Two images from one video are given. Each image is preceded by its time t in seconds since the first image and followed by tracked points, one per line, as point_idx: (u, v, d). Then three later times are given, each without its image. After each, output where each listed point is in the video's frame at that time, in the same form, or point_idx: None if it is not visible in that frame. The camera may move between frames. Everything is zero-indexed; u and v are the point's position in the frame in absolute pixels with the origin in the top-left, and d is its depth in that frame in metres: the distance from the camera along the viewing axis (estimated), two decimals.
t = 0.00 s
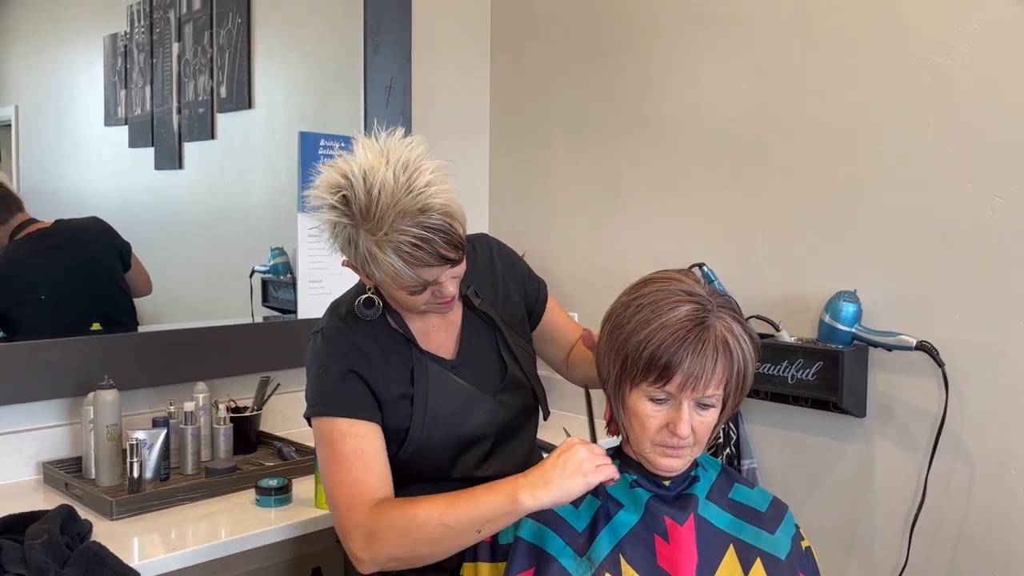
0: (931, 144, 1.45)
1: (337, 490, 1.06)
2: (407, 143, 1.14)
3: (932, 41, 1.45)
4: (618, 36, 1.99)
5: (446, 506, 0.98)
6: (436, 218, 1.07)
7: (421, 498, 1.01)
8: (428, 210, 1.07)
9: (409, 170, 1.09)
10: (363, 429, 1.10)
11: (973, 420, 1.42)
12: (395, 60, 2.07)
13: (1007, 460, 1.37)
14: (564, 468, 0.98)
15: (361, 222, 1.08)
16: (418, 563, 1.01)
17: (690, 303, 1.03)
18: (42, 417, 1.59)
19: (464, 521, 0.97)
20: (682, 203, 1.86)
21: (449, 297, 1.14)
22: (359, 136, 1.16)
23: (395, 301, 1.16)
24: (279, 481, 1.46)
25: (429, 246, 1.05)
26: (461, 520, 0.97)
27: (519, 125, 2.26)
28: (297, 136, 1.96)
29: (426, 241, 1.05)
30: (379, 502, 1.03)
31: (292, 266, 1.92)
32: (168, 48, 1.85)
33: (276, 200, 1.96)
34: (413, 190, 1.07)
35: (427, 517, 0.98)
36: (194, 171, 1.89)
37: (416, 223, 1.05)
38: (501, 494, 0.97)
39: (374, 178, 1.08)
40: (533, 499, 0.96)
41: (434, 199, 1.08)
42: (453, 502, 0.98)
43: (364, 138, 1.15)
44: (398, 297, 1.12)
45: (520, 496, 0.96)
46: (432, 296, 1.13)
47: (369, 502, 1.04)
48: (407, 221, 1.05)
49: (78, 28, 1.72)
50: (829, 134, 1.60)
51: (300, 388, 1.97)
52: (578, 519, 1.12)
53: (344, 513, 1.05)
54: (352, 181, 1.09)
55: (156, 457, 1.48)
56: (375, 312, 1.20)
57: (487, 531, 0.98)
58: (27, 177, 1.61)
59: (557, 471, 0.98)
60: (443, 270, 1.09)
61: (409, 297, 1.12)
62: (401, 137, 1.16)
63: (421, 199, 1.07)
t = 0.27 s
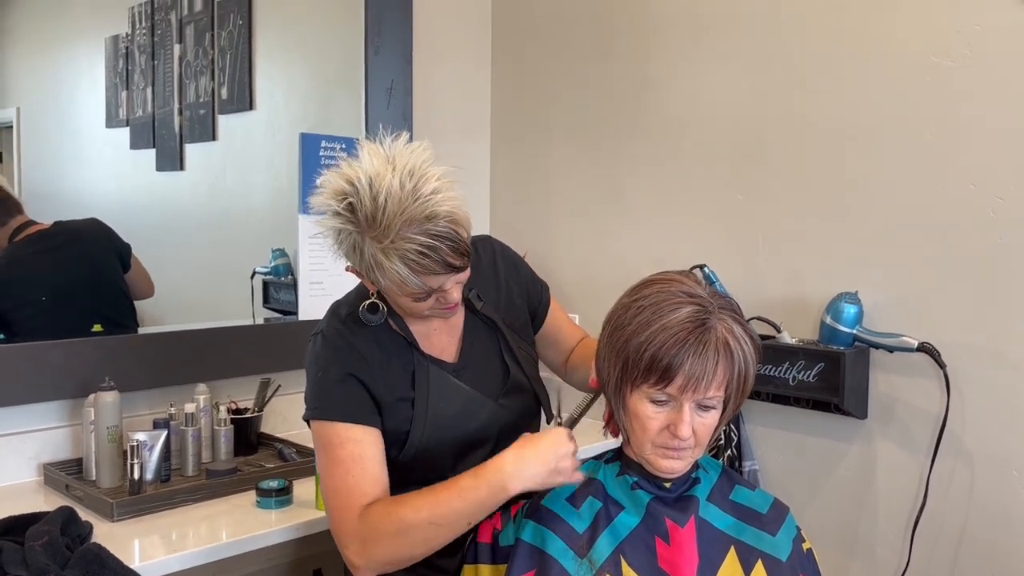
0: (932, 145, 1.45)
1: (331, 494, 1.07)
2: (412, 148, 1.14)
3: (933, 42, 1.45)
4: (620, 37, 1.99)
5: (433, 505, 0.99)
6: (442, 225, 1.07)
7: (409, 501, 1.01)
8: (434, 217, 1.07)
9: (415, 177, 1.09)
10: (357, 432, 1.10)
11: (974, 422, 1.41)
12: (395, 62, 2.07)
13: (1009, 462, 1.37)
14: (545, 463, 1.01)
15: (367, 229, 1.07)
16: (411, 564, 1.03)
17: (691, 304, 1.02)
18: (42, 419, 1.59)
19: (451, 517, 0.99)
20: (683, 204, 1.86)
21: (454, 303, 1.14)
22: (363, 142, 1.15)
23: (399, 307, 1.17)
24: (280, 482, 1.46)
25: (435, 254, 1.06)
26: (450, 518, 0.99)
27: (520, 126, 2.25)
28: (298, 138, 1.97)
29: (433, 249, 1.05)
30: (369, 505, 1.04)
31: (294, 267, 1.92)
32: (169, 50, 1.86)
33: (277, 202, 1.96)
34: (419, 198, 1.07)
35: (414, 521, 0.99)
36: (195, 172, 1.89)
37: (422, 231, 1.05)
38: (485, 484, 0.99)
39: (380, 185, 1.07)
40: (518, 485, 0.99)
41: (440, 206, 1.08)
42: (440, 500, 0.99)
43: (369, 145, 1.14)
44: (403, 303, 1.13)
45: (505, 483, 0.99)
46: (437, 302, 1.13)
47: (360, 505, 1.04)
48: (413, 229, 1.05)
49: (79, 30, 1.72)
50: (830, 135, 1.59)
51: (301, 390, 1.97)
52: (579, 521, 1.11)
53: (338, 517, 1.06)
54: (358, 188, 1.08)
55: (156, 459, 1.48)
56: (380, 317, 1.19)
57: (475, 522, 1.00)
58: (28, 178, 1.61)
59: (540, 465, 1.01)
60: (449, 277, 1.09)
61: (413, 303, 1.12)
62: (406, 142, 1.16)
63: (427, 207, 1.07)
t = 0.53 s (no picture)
0: (932, 145, 1.45)
1: (327, 485, 1.06)
2: (412, 148, 1.14)
3: (933, 42, 1.44)
4: (620, 37, 1.99)
5: (433, 513, 0.99)
6: (443, 226, 1.07)
7: (409, 500, 1.01)
8: (435, 217, 1.07)
9: (416, 177, 1.09)
10: (356, 427, 1.10)
11: (975, 422, 1.41)
12: (396, 62, 2.07)
13: (1009, 462, 1.37)
14: (552, 491, 1.00)
15: (368, 230, 1.07)
16: (402, 564, 1.02)
17: (688, 304, 1.02)
18: (42, 420, 1.59)
19: (450, 530, 0.98)
20: (683, 205, 1.86)
21: (455, 303, 1.14)
22: (364, 142, 1.15)
23: (400, 308, 1.17)
24: (280, 483, 1.46)
25: (436, 254, 1.06)
26: (447, 531, 0.98)
27: (520, 127, 2.25)
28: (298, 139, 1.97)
29: (433, 249, 1.05)
30: (367, 502, 1.04)
31: (294, 268, 1.92)
32: (170, 51, 1.86)
33: (277, 203, 1.96)
34: (420, 198, 1.07)
35: (412, 523, 0.99)
36: (196, 173, 1.89)
37: (423, 231, 1.05)
38: (489, 503, 0.97)
39: (381, 185, 1.07)
40: (522, 515, 0.98)
41: (441, 206, 1.08)
42: (440, 509, 0.99)
43: (369, 145, 1.14)
44: (403, 303, 1.13)
45: (510, 508, 0.97)
46: (438, 302, 1.13)
47: (358, 501, 1.04)
48: (414, 229, 1.05)
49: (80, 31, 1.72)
50: (830, 135, 1.59)
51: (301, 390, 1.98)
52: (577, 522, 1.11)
53: (333, 509, 1.05)
54: (358, 188, 1.08)
55: (156, 459, 1.48)
56: (384, 316, 1.19)
57: (472, 538, 1.00)
58: (29, 179, 1.61)
59: (546, 492, 0.99)
60: (450, 277, 1.09)
61: (414, 303, 1.12)
62: (406, 142, 1.16)
63: (428, 207, 1.07)
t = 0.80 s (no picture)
0: (934, 145, 1.45)
1: (343, 483, 1.06)
2: (408, 149, 1.14)
3: (934, 42, 1.44)
4: (622, 37, 1.98)
5: (455, 503, 0.98)
6: (440, 225, 1.06)
7: (427, 492, 1.01)
8: (431, 217, 1.06)
9: (412, 177, 1.08)
10: (367, 421, 1.10)
11: (976, 423, 1.41)
12: (396, 63, 2.07)
13: (1011, 463, 1.36)
14: (575, 477, 0.99)
15: (364, 231, 1.07)
16: (426, 556, 1.02)
17: (688, 304, 1.02)
18: (43, 421, 1.59)
19: (474, 520, 0.98)
20: (684, 205, 1.86)
21: (454, 303, 1.14)
22: (360, 143, 1.15)
23: (400, 308, 1.17)
24: (280, 484, 1.46)
25: (432, 254, 1.05)
26: (471, 521, 0.98)
27: (521, 127, 2.25)
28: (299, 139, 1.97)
29: (429, 249, 1.05)
30: (386, 496, 1.04)
31: (295, 268, 1.92)
32: (171, 51, 1.86)
33: (278, 203, 1.96)
34: (415, 198, 1.07)
35: (434, 514, 0.98)
36: (197, 174, 1.89)
37: (419, 231, 1.05)
38: (512, 492, 0.97)
39: (376, 186, 1.07)
40: (545, 501, 0.98)
41: (437, 206, 1.07)
42: (462, 499, 0.98)
43: (366, 146, 1.14)
44: (402, 304, 1.12)
45: (533, 496, 0.97)
46: (437, 302, 1.13)
47: (376, 495, 1.04)
48: (409, 230, 1.05)
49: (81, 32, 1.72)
50: (831, 135, 1.59)
51: (302, 391, 1.97)
52: (578, 523, 1.11)
53: (351, 506, 1.05)
54: (353, 190, 1.08)
55: (157, 460, 1.47)
56: (380, 318, 1.19)
57: (496, 527, 0.99)
58: (30, 180, 1.61)
59: (569, 479, 0.99)
60: (447, 277, 1.09)
61: (413, 303, 1.12)
62: (403, 142, 1.16)
63: (424, 207, 1.06)
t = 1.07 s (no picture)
0: (937, 144, 1.44)
1: (346, 484, 1.06)
2: (409, 147, 1.13)
3: (937, 41, 1.44)
4: (625, 36, 1.98)
5: (460, 506, 0.98)
6: (441, 224, 1.06)
7: (432, 494, 1.00)
8: (432, 215, 1.06)
9: (412, 175, 1.08)
10: (370, 423, 1.10)
11: (980, 423, 1.40)
12: (397, 62, 2.07)
13: (1014, 464, 1.36)
14: (581, 481, 0.99)
15: (364, 229, 1.07)
16: (428, 559, 1.02)
17: (690, 304, 1.02)
18: (44, 421, 1.59)
19: (479, 524, 0.98)
20: (685, 204, 1.85)
21: (456, 301, 1.14)
22: (361, 142, 1.15)
23: (401, 307, 1.16)
24: (281, 484, 1.46)
25: (433, 253, 1.05)
26: (476, 525, 0.98)
27: (523, 126, 2.25)
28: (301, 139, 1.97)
29: (430, 247, 1.05)
30: (390, 498, 1.03)
31: (296, 268, 1.92)
32: (172, 51, 1.86)
33: (279, 203, 1.95)
34: (416, 196, 1.06)
35: (439, 517, 0.98)
36: (198, 174, 1.88)
37: (420, 229, 1.05)
38: (517, 496, 0.97)
39: (376, 184, 1.07)
40: (551, 506, 0.98)
41: (438, 204, 1.07)
42: (466, 502, 0.98)
43: (366, 144, 1.14)
44: (404, 303, 1.12)
45: (539, 501, 0.97)
46: (439, 301, 1.12)
47: (379, 497, 1.03)
48: (410, 228, 1.05)
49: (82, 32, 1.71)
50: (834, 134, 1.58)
51: (304, 391, 1.97)
52: (580, 524, 1.11)
53: (354, 507, 1.04)
54: (354, 188, 1.08)
55: (157, 460, 1.47)
56: (382, 317, 1.18)
57: (500, 531, 0.99)
58: (31, 180, 1.61)
59: (575, 484, 0.98)
60: (448, 275, 1.09)
61: (414, 302, 1.11)
62: (403, 140, 1.16)
63: (425, 205, 1.06)
